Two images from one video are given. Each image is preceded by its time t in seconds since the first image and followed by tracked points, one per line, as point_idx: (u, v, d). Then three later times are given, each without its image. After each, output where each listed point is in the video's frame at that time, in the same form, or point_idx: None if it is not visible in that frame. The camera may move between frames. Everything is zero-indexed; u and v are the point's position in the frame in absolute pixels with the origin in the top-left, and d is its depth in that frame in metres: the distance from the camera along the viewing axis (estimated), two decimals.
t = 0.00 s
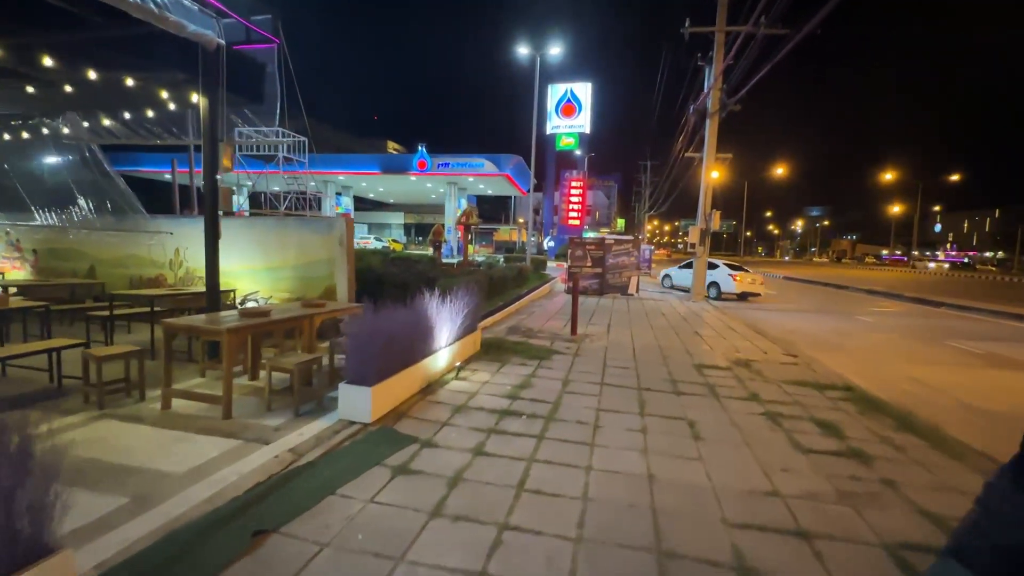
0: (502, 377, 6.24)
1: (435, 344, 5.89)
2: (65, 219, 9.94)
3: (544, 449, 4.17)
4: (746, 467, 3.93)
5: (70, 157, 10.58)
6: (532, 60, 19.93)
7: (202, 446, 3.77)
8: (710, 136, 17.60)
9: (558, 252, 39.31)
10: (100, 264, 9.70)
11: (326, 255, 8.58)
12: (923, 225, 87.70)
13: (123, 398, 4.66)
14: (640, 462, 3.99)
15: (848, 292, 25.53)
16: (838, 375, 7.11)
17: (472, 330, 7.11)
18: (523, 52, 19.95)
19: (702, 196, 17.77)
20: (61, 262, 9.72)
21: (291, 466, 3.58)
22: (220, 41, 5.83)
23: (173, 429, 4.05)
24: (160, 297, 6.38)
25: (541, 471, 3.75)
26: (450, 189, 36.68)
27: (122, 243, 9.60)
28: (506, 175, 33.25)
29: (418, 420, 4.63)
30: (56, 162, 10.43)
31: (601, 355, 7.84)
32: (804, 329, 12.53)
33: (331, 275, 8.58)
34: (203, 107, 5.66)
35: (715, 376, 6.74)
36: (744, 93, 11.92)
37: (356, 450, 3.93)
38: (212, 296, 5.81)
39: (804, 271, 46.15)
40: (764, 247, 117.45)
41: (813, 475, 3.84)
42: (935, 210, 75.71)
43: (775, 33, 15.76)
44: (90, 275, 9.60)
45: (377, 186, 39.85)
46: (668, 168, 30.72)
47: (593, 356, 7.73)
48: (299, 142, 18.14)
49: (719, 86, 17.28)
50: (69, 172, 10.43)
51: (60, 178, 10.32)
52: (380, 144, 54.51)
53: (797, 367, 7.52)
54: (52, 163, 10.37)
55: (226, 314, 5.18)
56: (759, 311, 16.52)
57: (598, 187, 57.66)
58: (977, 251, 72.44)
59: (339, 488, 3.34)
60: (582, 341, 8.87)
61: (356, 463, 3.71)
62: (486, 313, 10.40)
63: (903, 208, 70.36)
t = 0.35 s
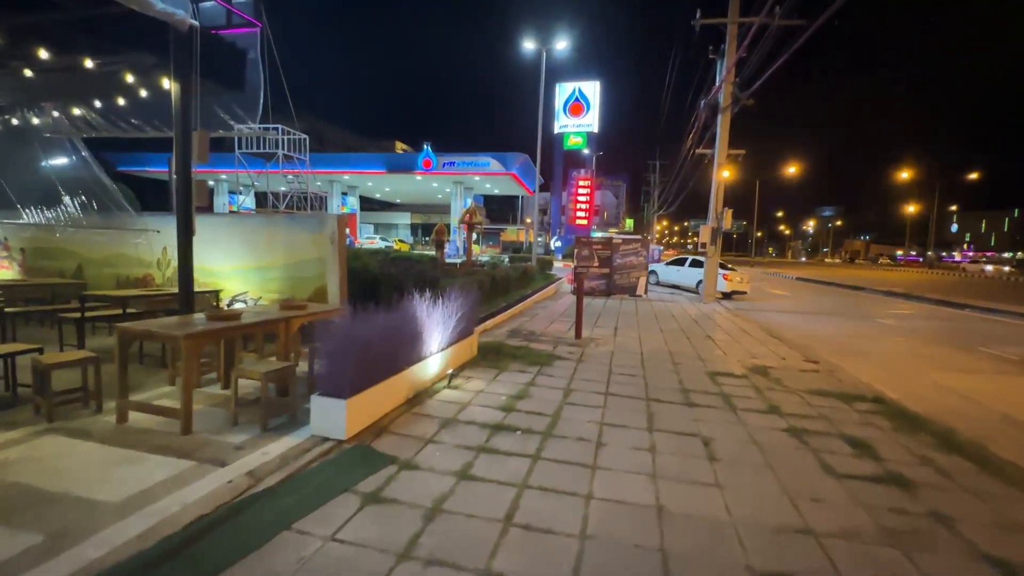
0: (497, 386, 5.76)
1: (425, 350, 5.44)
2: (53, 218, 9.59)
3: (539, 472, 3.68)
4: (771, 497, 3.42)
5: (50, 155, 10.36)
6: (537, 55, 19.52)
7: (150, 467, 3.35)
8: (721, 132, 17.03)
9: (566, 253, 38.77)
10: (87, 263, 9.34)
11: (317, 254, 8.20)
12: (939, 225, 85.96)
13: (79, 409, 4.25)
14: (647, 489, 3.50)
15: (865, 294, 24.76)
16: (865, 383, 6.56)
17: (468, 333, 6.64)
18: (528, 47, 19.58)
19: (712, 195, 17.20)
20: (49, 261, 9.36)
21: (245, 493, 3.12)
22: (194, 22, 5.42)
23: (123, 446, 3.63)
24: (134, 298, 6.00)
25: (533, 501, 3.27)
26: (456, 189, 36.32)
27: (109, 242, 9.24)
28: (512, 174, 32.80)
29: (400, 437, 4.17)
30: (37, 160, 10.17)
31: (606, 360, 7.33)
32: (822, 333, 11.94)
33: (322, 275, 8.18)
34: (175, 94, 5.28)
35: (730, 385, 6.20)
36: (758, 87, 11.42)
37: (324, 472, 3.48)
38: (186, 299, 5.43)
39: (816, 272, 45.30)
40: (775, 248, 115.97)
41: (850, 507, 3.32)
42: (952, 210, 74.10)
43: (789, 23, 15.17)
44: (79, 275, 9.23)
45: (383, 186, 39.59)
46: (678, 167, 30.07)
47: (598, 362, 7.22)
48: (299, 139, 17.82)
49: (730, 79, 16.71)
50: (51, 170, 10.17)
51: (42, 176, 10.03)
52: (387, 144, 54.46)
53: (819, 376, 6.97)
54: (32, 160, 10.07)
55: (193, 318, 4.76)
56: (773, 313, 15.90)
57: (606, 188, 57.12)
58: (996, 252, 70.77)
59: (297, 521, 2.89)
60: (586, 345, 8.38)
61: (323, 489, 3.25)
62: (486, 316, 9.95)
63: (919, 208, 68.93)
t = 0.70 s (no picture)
0: (488, 399, 5.32)
1: (409, 361, 5.03)
2: (37, 219, 9.29)
3: (526, 505, 3.26)
4: (793, 539, 2.97)
5: (29, 154, 10.01)
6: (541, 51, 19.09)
7: (83, 500, 2.95)
8: (730, 130, 16.50)
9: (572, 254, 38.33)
10: (72, 266, 9.01)
11: (305, 256, 7.82)
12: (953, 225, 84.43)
13: (23, 428, 3.87)
14: (649, 529, 3.05)
15: (879, 296, 24.08)
16: (888, 396, 6.06)
17: (459, 342, 6.22)
18: (532, 43, 19.16)
19: (721, 194, 16.68)
20: (34, 264, 9.04)
21: (185, 533, 2.73)
22: (162, 8, 5.08)
23: (59, 474, 3.24)
24: (103, 304, 5.64)
25: (516, 544, 2.83)
26: (460, 189, 35.97)
27: (94, 244, 8.91)
28: (517, 174, 32.37)
29: (374, 460, 3.76)
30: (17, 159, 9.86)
31: (608, 369, 6.86)
32: (837, 338, 11.38)
33: (310, 278, 7.81)
34: (140, 85, 4.91)
35: (741, 399, 5.74)
36: (769, 81, 10.94)
37: (282, 505, 3.08)
38: (153, 305, 5.06)
39: (827, 273, 44.50)
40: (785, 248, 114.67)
41: (886, 552, 2.87)
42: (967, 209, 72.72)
43: (802, 16, 14.61)
44: (63, 278, 8.88)
45: (387, 186, 39.39)
46: (685, 166, 29.53)
47: (598, 372, 6.76)
48: (298, 138, 17.49)
49: (740, 74, 16.17)
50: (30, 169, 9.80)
51: (20, 175, 9.66)
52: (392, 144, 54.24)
53: (838, 387, 6.46)
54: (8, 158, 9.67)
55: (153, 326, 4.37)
56: (785, 317, 15.34)
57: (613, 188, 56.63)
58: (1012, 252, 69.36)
59: (238, 570, 2.48)
60: (588, 352, 7.93)
61: (277, 527, 2.85)
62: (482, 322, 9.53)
63: (933, 208, 67.66)
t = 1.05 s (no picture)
0: (471, 413, 4.88)
1: (382, 372, 4.59)
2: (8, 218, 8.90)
3: (499, 545, 2.82)
4: None
5: None
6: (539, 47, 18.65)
7: None
8: (733, 128, 16.02)
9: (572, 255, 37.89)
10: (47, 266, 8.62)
11: (283, 257, 7.39)
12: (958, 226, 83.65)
13: None
14: None
15: (886, 297, 23.55)
16: (908, 409, 5.57)
17: (442, 349, 5.78)
18: (530, 39, 18.72)
19: (723, 194, 16.26)
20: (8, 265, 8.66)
21: None
22: None
23: None
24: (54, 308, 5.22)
25: None
26: (459, 189, 35.57)
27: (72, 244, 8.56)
28: (516, 173, 31.92)
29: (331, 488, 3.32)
30: None
31: (603, 379, 6.40)
32: (846, 343, 10.90)
33: (288, 280, 7.38)
34: (88, 72, 4.47)
35: (747, 412, 5.29)
36: (775, 74, 10.44)
37: (213, 547, 2.64)
38: (102, 310, 4.61)
39: (830, 274, 43.95)
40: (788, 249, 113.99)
41: None
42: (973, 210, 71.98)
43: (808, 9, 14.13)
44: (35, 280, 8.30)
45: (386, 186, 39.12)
46: (687, 166, 29.05)
47: (593, 381, 6.30)
48: (289, 136, 17.04)
49: (744, 70, 15.69)
50: None
51: None
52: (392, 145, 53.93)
53: (852, 398, 5.99)
54: None
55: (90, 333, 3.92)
56: (790, 320, 14.85)
57: (614, 188, 56.21)
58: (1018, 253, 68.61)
59: None
60: (583, 358, 7.48)
61: None
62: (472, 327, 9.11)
63: (938, 208, 66.99)
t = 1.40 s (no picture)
0: (449, 431, 4.44)
1: (348, 388, 4.15)
2: None
3: None
4: None
5: None
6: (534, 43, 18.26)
7: None
8: (733, 125, 15.59)
9: (568, 255, 37.43)
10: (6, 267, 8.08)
11: (256, 258, 6.93)
12: (955, 227, 83.56)
13: None
14: None
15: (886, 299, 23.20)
16: (925, 421, 5.15)
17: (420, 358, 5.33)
18: (525, 35, 18.34)
19: (723, 193, 15.85)
20: None
21: None
22: None
23: None
24: None
25: None
26: (455, 188, 35.10)
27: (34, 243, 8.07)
28: (512, 173, 31.47)
29: (277, 525, 2.88)
30: None
31: (596, 389, 5.95)
32: (850, 347, 10.48)
33: (261, 282, 6.91)
34: (20, 52, 4.00)
35: (752, 426, 4.86)
36: (776, 69, 10.02)
37: None
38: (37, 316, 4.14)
39: (829, 275, 43.67)
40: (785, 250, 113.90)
41: None
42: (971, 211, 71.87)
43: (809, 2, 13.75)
44: None
45: (381, 186, 38.68)
46: (685, 165, 28.66)
47: (585, 392, 5.86)
48: (277, 133, 16.56)
49: (743, 66, 15.32)
50: None
51: None
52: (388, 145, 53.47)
53: (863, 410, 5.56)
54: None
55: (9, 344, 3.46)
56: (791, 322, 14.44)
57: (611, 189, 55.85)
58: (1016, 254, 68.50)
59: None
60: (576, 365, 7.05)
61: None
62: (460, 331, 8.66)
63: (935, 208, 66.89)
